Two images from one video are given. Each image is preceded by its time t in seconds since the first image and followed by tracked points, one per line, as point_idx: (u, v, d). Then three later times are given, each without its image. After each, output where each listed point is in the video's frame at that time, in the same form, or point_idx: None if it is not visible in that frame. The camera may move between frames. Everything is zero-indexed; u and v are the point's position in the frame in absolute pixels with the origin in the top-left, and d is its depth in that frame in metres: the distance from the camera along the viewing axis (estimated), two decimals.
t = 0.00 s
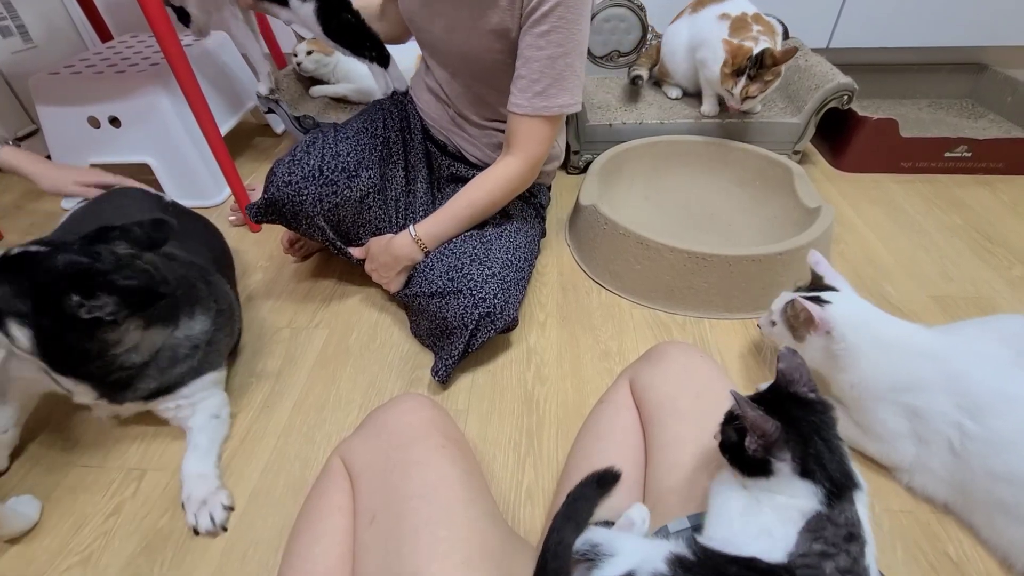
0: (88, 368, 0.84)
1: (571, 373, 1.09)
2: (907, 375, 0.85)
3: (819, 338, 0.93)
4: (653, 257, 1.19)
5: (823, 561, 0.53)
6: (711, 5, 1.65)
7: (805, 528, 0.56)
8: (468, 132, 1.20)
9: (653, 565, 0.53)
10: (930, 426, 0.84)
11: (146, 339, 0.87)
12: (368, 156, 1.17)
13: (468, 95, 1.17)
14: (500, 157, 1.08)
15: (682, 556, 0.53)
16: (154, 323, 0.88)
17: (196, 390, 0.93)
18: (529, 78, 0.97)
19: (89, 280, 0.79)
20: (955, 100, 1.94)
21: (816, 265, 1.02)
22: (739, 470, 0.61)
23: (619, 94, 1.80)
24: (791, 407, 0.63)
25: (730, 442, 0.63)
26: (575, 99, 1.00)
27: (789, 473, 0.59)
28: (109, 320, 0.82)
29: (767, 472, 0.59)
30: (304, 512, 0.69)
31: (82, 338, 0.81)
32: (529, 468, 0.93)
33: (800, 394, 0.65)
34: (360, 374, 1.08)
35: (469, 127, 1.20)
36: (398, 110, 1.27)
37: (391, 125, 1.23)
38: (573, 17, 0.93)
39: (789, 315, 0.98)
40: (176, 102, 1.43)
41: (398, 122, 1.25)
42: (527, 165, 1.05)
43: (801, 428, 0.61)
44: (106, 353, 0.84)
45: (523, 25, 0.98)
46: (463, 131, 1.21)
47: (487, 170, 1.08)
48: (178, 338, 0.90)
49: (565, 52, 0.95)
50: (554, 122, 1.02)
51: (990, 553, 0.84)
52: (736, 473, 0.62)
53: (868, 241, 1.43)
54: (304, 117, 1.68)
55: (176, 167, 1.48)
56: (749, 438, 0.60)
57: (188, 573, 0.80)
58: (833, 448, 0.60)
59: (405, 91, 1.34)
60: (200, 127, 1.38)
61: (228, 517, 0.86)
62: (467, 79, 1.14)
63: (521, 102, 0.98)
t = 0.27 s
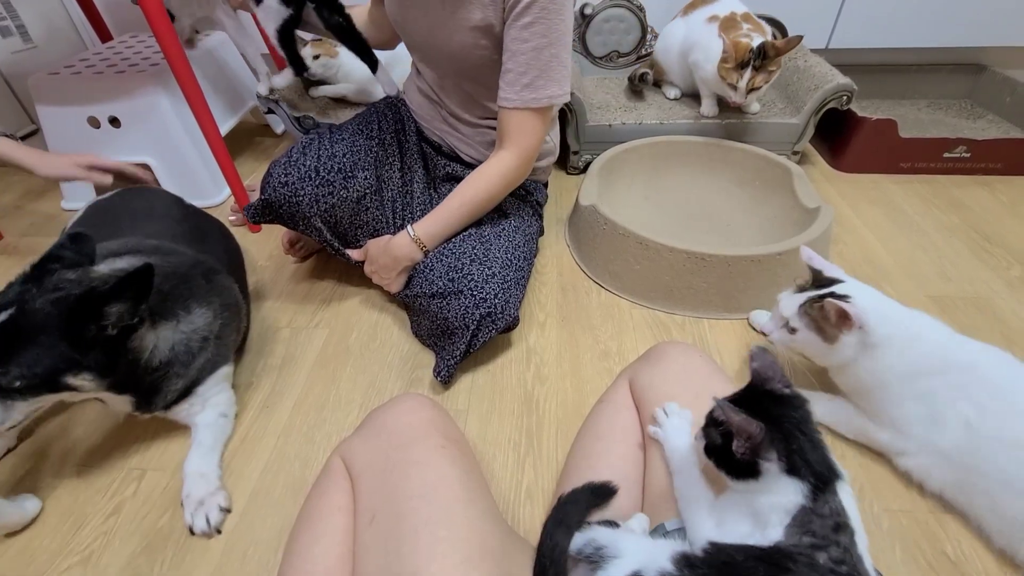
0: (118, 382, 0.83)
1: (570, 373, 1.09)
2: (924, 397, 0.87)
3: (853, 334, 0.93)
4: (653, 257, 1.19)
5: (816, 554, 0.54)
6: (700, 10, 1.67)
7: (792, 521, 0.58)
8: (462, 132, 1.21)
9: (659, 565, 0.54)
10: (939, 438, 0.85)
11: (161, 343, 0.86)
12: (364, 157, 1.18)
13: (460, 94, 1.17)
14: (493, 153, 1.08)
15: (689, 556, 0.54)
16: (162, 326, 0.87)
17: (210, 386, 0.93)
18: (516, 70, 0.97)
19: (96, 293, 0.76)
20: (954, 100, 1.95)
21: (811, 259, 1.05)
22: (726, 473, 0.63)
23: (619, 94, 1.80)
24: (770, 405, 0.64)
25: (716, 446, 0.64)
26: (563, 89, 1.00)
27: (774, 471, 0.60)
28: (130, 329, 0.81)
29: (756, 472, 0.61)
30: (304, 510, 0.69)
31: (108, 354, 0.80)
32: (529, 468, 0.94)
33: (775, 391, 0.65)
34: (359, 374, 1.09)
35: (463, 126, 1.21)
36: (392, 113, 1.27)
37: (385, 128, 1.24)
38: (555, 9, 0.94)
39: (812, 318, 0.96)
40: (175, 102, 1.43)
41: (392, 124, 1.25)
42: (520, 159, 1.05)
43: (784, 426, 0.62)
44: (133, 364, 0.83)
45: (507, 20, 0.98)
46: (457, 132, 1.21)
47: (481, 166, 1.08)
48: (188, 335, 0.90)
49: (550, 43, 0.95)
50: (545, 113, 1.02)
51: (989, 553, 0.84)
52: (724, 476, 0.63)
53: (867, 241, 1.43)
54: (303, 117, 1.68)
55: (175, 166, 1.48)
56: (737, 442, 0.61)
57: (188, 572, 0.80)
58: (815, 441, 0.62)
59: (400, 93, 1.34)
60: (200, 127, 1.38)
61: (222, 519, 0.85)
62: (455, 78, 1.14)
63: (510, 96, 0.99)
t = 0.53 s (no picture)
0: (105, 392, 0.81)
1: (569, 373, 1.09)
2: (927, 381, 0.91)
3: (849, 317, 0.98)
4: (652, 256, 1.19)
5: (809, 547, 0.55)
6: (690, 11, 1.69)
7: (780, 516, 0.59)
8: (460, 130, 1.21)
9: (654, 564, 0.54)
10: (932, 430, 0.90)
11: (144, 352, 0.85)
12: (362, 157, 1.17)
13: (457, 92, 1.17)
14: (490, 149, 1.08)
15: (680, 555, 0.55)
16: (145, 334, 0.86)
17: (197, 390, 0.92)
18: (510, 65, 0.97)
19: (80, 304, 0.75)
20: (953, 100, 1.95)
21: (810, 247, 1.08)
22: (717, 481, 0.62)
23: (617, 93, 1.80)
24: (752, 407, 0.65)
25: (706, 456, 0.63)
26: (558, 82, 1.00)
27: (765, 471, 0.60)
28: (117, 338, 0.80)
29: (748, 477, 0.61)
30: (302, 510, 0.69)
31: (95, 364, 0.78)
32: (527, 468, 0.93)
33: (753, 393, 0.66)
34: (357, 374, 1.08)
35: (460, 124, 1.20)
36: (391, 112, 1.27)
37: (383, 126, 1.24)
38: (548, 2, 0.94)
39: (812, 304, 1.01)
40: (173, 101, 1.43)
41: (390, 123, 1.25)
42: (517, 154, 1.05)
43: (767, 427, 0.63)
44: (119, 374, 0.82)
45: (500, 14, 0.98)
46: (456, 129, 1.21)
47: (477, 163, 1.07)
48: (171, 342, 0.88)
49: (543, 36, 0.95)
50: (539, 106, 1.02)
51: (987, 552, 0.84)
52: (714, 485, 0.62)
53: (866, 241, 1.43)
54: (301, 116, 1.68)
55: (173, 165, 1.48)
56: (728, 449, 0.60)
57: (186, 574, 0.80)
58: (797, 438, 0.63)
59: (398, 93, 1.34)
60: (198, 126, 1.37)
61: (212, 523, 0.85)
62: (452, 75, 1.14)
63: (504, 90, 0.99)
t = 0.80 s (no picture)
0: (102, 396, 0.81)
1: (569, 373, 1.09)
2: (933, 364, 0.92)
3: (887, 296, 0.96)
4: (652, 256, 1.19)
5: (806, 544, 0.55)
6: (686, 12, 1.67)
7: (778, 516, 0.58)
8: (460, 129, 1.21)
9: (649, 565, 0.54)
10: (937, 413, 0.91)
11: (142, 356, 0.85)
12: (362, 157, 1.17)
13: (457, 91, 1.17)
14: (489, 147, 1.08)
15: (677, 556, 0.55)
16: (142, 339, 0.85)
17: (197, 392, 0.92)
18: (509, 62, 0.97)
19: (79, 310, 0.75)
20: (953, 100, 1.95)
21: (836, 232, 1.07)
22: (714, 494, 0.62)
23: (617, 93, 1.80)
24: (733, 414, 0.65)
25: (699, 473, 0.63)
26: (557, 79, 0.99)
27: (757, 474, 0.60)
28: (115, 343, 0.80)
29: (743, 485, 0.61)
30: (302, 509, 0.69)
31: (92, 369, 0.78)
32: (527, 468, 0.93)
33: (733, 400, 0.67)
34: (356, 373, 1.08)
35: (460, 123, 1.20)
36: (390, 112, 1.27)
37: (383, 127, 1.24)
38: None
39: (849, 285, 0.98)
40: (172, 101, 1.43)
41: (390, 123, 1.25)
42: (517, 151, 1.04)
43: (751, 431, 0.63)
44: (117, 378, 0.82)
45: (498, 11, 0.98)
46: (456, 129, 1.21)
47: (477, 161, 1.07)
48: (169, 346, 0.88)
49: (541, 32, 0.95)
50: (538, 102, 1.01)
51: (987, 551, 0.84)
52: (712, 500, 0.62)
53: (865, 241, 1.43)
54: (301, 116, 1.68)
55: (172, 165, 1.47)
56: (722, 463, 0.60)
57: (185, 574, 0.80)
58: (783, 437, 0.64)
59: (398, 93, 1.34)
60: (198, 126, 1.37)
61: (211, 525, 0.85)
62: (452, 73, 1.13)
63: (503, 87, 0.99)
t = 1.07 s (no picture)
0: (94, 400, 0.82)
1: (567, 373, 1.09)
2: (940, 357, 0.91)
3: (899, 305, 0.93)
4: (651, 256, 1.19)
5: (807, 548, 0.56)
6: (685, 13, 1.66)
7: (778, 519, 0.59)
8: (457, 130, 1.21)
9: None
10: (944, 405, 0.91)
11: (132, 363, 0.84)
12: (360, 160, 1.18)
13: (453, 91, 1.17)
14: (485, 146, 1.08)
15: (681, 564, 0.54)
16: (134, 346, 0.85)
17: (194, 393, 0.92)
18: (504, 59, 0.97)
19: (68, 324, 0.76)
20: (951, 99, 1.95)
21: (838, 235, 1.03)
22: (715, 503, 0.62)
23: (615, 93, 1.80)
24: (727, 419, 0.65)
25: (698, 482, 0.62)
26: (552, 76, 0.99)
27: (757, 480, 0.60)
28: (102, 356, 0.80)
29: (744, 492, 0.61)
30: (301, 510, 0.69)
31: (76, 381, 0.79)
32: (526, 468, 0.93)
33: (728, 405, 0.67)
34: (355, 374, 1.08)
35: (458, 124, 1.20)
36: (387, 115, 1.27)
37: (380, 129, 1.24)
38: None
39: (863, 297, 0.94)
40: (170, 101, 1.43)
41: (387, 125, 1.25)
42: (513, 149, 1.04)
43: (749, 437, 0.63)
44: (106, 386, 0.83)
45: (492, 10, 0.98)
46: (453, 130, 1.21)
47: (474, 160, 1.07)
48: (162, 351, 0.88)
49: (536, 29, 0.95)
50: (534, 100, 1.01)
51: (984, 550, 0.85)
52: (712, 508, 0.62)
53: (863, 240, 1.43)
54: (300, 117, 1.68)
55: (170, 166, 1.47)
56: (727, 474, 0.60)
57: None
58: (777, 440, 0.64)
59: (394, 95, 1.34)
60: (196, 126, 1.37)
61: (204, 527, 0.84)
62: (449, 74, 1.13)
63: (498, 85, 0.99)
